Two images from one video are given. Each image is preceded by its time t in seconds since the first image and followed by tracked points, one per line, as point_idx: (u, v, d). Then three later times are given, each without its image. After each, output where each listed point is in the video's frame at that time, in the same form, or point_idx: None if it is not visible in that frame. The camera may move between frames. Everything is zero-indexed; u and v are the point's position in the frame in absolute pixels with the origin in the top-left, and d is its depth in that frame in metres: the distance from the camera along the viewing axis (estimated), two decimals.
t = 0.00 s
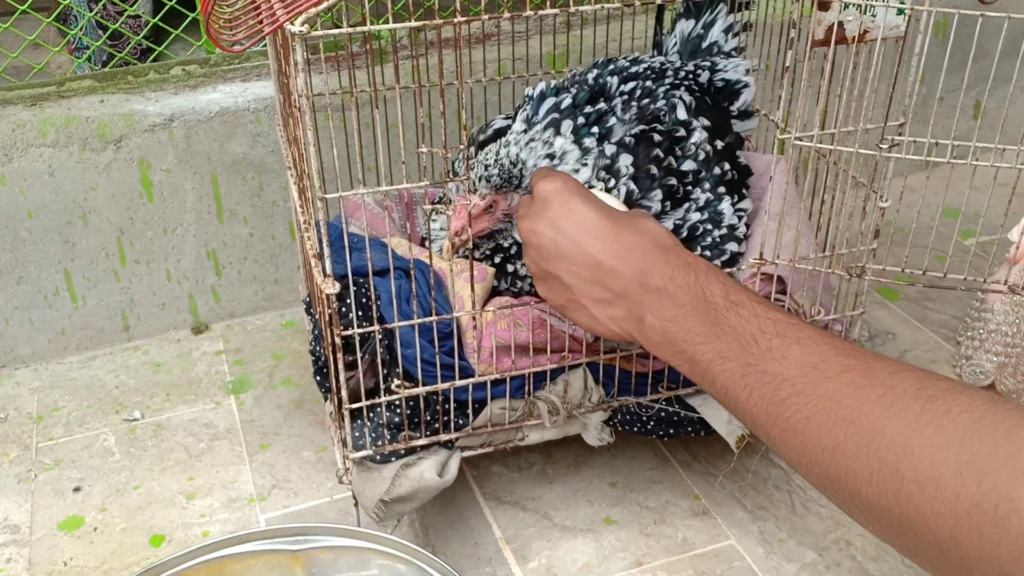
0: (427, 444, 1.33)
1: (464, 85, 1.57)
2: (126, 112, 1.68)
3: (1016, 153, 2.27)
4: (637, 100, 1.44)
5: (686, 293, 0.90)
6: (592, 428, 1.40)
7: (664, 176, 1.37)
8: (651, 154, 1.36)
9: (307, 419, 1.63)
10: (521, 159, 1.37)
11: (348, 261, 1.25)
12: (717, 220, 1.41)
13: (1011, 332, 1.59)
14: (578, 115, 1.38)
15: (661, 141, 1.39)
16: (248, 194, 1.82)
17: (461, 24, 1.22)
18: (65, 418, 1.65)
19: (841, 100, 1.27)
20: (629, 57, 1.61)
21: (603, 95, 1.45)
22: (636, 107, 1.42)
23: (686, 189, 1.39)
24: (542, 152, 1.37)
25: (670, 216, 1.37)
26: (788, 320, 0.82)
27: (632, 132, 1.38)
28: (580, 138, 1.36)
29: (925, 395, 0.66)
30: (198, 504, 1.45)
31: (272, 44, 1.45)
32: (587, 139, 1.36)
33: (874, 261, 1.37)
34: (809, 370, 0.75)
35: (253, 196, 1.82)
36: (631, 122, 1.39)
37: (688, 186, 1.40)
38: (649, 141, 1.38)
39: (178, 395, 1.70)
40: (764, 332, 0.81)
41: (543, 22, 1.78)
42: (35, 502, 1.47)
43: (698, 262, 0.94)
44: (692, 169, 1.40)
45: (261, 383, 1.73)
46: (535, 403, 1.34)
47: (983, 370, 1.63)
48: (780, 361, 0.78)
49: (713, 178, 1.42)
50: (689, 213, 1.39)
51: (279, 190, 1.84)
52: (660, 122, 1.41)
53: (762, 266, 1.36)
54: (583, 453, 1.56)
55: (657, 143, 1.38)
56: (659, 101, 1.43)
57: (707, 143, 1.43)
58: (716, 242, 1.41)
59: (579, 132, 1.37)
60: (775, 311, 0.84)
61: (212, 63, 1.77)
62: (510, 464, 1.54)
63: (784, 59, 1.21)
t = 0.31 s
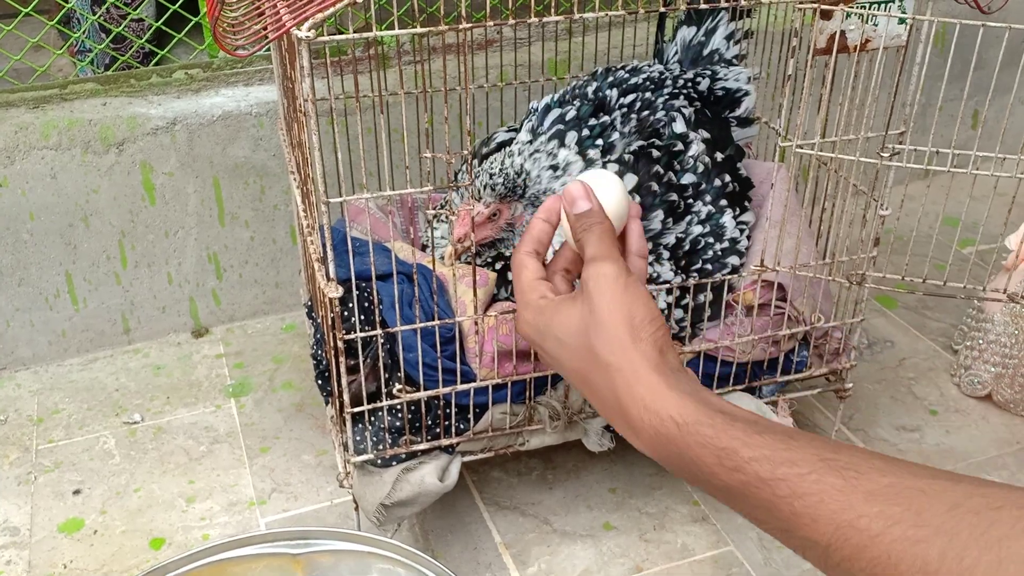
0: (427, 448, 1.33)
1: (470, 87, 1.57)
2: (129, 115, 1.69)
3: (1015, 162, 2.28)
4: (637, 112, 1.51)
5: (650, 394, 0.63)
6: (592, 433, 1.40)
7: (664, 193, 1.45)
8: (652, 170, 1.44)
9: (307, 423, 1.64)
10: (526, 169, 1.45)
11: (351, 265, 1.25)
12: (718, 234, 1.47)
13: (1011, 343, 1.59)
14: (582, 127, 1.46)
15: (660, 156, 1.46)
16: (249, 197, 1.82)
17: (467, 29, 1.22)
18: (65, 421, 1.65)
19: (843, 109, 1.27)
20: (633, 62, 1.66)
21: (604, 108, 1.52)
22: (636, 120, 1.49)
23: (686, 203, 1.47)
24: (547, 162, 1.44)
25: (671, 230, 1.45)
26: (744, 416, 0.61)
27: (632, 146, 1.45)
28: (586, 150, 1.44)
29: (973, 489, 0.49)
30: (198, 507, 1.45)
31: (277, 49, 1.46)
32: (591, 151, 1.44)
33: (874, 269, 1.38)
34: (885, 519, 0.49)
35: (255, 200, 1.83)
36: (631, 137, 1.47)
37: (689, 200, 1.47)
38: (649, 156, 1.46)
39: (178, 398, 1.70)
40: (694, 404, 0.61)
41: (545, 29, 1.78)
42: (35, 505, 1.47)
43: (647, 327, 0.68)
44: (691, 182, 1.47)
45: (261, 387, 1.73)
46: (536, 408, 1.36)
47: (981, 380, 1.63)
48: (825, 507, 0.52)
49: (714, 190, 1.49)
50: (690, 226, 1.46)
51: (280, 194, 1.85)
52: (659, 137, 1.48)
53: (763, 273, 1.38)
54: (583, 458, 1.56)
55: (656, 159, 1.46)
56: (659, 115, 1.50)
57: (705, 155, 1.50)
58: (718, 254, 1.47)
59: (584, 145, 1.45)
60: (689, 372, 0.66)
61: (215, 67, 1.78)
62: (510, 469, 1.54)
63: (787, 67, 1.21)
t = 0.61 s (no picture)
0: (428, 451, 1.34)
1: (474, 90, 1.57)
2: (132, 116, 1.69)
3: (1018, 170, 2.28)
4: (637, 120, 1.52)
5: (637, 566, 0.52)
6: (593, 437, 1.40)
7: (666, 202, 1.44)
8: (652, 180, 1.44)
9: (307, 424, 1.63)
10: (531, 177, 1.46)
11: (354, 267, 1.26)
12: (721, 243, 1.47)
13: (1010, 352, 1.59)
14: (586, 136, 1.48)
15: (660, 165, 1.47)
16: (251, 199, 1.83)
17: (472, 32, 1.22)
18: (66, 420, 1.65)
19: (846, 115, 1.27)
20: (636, 66, 1.66)
21: (604, 117, 1.53)
22: (637, 129, 1.50)
23: (688, 212, 1.46)
24: (551, 171, 1.46)
25: (674, 239, 1.44)
26: None
27: (633, 156, 1.46)
28: (590, 158, 1.46)
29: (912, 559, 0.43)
30: (198, 508, 1.45)
31: (281, 50, 1.46)
32: (593, 159, 1.45)
33: (876, 275, 1.38)
34: None
35: (258, 201, 1.83)
36: (632, 146, 1.48)
37: (691, 208, 1.46)
38: (649, 166, 1.46)
39: (179, 398, 1.70)
40: None
41: (549, 33, 1.79)
42: (34, 503, 1.47)
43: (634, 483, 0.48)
44: (693, 190, 1.47)
45: (262, 388, 1.73)
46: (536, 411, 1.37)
47: (982, 389, 1.63)
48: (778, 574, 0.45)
49: (716, 199, 1.49)
50: (693, 235, 1.45)
51: (283, 196, 1.85)
52: (659, 146, 1.48)
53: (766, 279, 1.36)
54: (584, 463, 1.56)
55: (657, 168, 1.46)
56: (658, 123, 1.50)
57: (706, 163, 1.50)
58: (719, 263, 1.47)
59: (587, 153, 1.47)
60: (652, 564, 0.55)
61: (219, 68, 1.79)
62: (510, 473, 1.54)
63: (790, 72, 1.22)
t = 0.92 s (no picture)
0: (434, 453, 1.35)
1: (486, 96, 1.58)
2: (148, 115, 1.71)
3: None
4: (646, 131, 1.53)
5: None
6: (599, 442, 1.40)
7: (674, 213, 1.46)
8: (660, 191, 1.46)
9: (316, 424, 1.65)
10: (542, 185, 1.47)
11: (362, 269, 1.27)
12: (729, 252, 1.48)
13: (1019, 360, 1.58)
14: (596, 146, 1.49)
15: (669, 175, 1.48)
16: (265, 199, 1.84)
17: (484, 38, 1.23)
18: (78, 414, 1.67)
19: (857, 126, 1.28)
20: (645, 74, 1.66)
21: (613, 128, 1.55)
22: (646, 139, 1.51)
23: (697, 221, 1.48)
24: (561, 179, 1.47)
25: (683, 248, 1.46)
26: None
27: (642, 166, 1.47)
28: (600, 168, 1.47)
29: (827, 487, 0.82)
30: (206, 504, 1.47)
31: (295, 53, 1.47)
32: (604, 169, 1.46)
33: (886, 286, 1.37)
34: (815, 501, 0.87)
35: (271, 201, 1.85)
36: (641, 156, 1.49)
37: (699, 217, 1.48)
38: (657, 176, 1.47)
39: (189, 395, 1.72)
40: None
41: (562, 39, 1.79)
42: (45, 497, 1.49)
43: None
44: (701, 199, 1.48)
45: (272, 386, 1.74)
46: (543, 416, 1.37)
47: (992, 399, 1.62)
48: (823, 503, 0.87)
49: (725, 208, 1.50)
50: (702, 244, 1.47)
51: (296, 196, 1.86)
52: (667, 156, 1.50)
53: (774, 288, 1.38)
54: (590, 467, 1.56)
55: (664, 179, 1.47)
56: (667, 133, 1.52)
57: (714, 172, 1.51)
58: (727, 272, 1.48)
59: (598, 162, 1.47)
60: None
61: (235, 69, 1.81)
62: (516, 476, 1.54)
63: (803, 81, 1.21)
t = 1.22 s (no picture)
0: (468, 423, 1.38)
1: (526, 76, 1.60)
2: (195, 91, 1.75)
3: None
4: (682, 116, 1.55)
5: None
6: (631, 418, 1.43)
7: (709, 197, 1.48)
8: (695, 176, 1.48)
9: (352, 395, 1.68)
10: (580, 168, 1.49)
11: (403, 242, 1.30)
12: (764, 236, 1.49)
13: None
14: (634, 131, 1.51)
15: (703, 161, 1.50)
16: (306, 176, 1.88)
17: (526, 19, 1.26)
18: (121, 380, 1.72)
19: (895, 110, 1.28)
20: (683, 59, 1.68)
21: (650, 114, 1.57)
22: (682, 124, 1.54)
23: (732, 205, 1.49)
24: (599, 163, 1.49)
25: (718, 232, 1.47)
26: None
27: (677, 152, 1.50)
28: (638, 153, 1.49)
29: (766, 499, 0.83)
30: (246, 468, 1.51)
31: (342, 29, 1.51)
32: (641, 154, 1.49)
33: (920, 272, 1.39)
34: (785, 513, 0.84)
35: (311, 178, 1.89)
36: (677, 142, 1.52)
37: (734, 201, 1.49)
38: (692, 161, 1.50)
39: (230, 365, 1.76)
40: None
41: (602, 23, 1.82)
42: (90, 457, 1.54)
43: None
44: (736, 184, 1.50)
45: (310, 358, 1.79)
46: (576, 389, 1.39)
47: None
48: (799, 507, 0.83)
49: (760, 192, 1.51)
50: (737, 228, 1.48)
51: (336, 174, 1.90)
52: (703, 141, 1.52)
53: (809, 270, 1.39)
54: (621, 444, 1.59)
55: (699, 164, 1.49)
56: (703, 118, 1.54)
57: (749, 157, 1.52)
58: (762, 256, 1.49)
59: (636, 147, 1.50)
60: None
61: (279, 48, 1.86)
62: (548, 450, 1.57)
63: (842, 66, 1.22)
